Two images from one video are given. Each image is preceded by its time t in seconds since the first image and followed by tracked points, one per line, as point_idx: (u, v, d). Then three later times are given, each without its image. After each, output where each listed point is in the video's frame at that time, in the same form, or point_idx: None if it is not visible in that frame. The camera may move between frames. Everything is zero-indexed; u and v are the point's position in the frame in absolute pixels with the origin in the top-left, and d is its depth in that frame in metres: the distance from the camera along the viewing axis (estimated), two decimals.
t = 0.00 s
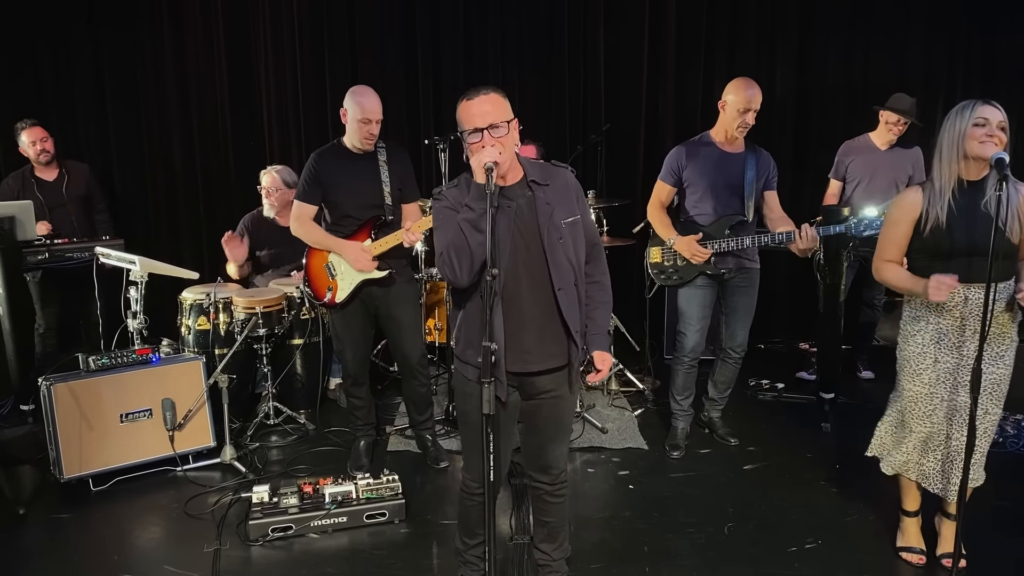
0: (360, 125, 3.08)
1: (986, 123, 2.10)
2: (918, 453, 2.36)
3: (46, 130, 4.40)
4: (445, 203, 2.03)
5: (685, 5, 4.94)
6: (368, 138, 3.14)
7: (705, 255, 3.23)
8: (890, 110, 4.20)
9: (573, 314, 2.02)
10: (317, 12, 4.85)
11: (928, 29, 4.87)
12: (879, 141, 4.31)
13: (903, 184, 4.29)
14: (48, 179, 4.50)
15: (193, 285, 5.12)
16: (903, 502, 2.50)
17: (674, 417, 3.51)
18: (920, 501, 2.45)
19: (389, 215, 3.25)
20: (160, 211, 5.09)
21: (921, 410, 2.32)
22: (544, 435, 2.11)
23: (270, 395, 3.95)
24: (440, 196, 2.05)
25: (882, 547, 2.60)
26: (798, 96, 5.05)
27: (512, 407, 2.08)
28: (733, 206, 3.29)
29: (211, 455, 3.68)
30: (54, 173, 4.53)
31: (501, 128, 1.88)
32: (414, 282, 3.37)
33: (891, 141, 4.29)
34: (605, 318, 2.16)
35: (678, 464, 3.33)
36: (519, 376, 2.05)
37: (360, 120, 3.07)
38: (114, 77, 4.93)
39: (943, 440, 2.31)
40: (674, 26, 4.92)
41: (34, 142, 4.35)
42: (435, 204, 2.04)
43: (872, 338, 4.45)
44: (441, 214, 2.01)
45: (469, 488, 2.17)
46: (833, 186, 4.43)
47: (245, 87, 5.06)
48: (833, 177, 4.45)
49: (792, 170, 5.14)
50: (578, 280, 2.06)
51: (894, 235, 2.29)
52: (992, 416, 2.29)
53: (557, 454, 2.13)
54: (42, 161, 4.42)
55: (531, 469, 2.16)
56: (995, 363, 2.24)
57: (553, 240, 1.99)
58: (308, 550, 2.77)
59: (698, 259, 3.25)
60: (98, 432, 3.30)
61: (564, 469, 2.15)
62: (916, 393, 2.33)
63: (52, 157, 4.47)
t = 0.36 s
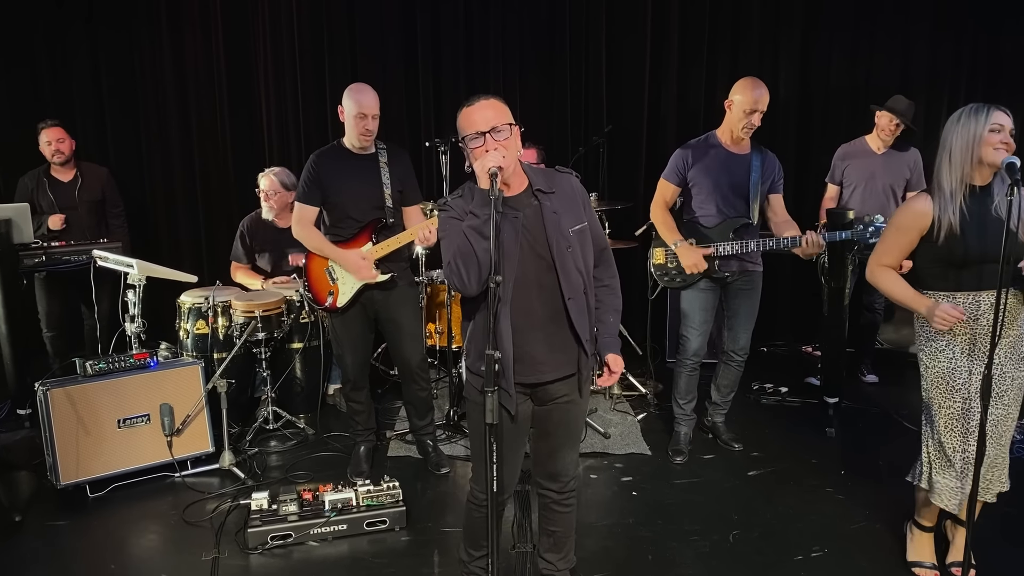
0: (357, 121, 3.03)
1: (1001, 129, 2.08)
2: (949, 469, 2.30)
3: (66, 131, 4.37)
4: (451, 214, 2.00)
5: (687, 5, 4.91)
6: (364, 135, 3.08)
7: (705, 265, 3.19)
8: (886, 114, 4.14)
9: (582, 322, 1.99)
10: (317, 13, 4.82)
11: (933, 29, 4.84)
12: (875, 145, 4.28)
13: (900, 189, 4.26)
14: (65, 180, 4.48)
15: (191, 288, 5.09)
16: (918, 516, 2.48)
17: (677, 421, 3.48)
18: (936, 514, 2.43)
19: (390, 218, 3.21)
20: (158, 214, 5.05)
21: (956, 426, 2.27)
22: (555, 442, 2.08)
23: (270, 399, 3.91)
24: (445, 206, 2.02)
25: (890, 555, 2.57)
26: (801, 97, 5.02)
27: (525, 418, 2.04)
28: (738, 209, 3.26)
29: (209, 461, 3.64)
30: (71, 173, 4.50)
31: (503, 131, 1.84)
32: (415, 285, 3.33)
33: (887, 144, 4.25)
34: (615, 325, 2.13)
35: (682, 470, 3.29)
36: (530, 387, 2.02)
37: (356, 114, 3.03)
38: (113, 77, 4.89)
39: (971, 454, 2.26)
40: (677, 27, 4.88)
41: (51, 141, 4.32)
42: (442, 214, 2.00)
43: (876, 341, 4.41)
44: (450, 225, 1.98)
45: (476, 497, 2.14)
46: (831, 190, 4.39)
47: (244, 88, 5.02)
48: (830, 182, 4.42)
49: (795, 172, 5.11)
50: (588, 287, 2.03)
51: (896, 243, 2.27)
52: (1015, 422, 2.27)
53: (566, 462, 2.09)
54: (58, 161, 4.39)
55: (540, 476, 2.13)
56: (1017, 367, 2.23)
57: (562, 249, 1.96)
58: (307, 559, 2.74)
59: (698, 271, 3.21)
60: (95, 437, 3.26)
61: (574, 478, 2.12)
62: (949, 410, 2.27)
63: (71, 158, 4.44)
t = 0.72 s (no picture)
0: (354, 117, 3.01)
1: (1017, 135, 2.12)
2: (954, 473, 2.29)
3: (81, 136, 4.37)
4: (454, 212, 1.97)
5: (690, 5, 4.89)
6: (364, 133, 3.05)
7: (710, 257, 3.17)
8: (872, 112, 4.14)
9: (580, 331, 1.97)
10: (318, 13, 4.79)
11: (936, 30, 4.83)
12: (865, 147, 4.25)
13: (892, 190, 4.20)
14: (68, 182, 4.45)
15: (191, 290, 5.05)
16: (923, 521, 2.45)
17: (681, 425, 3.46)
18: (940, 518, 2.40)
19: (394, 221, 3.20)
20: (157, 215, 5.02)
21: (958, 430, 2.25)
22: (551, 448, 2.05)
23: (270, 402, 3.88)
24: (450, 203, 2.00)
25: (897, 560, 2.55)
26: (804, 98, 5.01)
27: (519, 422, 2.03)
28: (743, 211, 3.25)
29: (210, 465, 3.61)
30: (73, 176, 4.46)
31: (512, 133, 1.82)
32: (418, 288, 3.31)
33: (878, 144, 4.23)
34: (611, 334, 2.12)
35: (686, 473, 3.27)
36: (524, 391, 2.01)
37: (355, 110, 3.01)
38: (112, 78, 4.86)
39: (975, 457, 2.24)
40: (680, 27, 4.87)
41: (63, 141, 4.32)
42: (446, 212, 1.99)
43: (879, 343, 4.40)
44: (452, 223, 1.96)
45: (476, 506, 2.11)
46: (822, 194, 4.38)
47: (244, 88, 4.99)
48: (822, 185, 4.41)
49: (798, 173, 5.09)
50: (587, 295, 2.01)
51: (915, 250, 2.18)
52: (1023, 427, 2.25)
53: (566, 469, 2.07)
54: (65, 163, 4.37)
55: (541, 484, 2.11)
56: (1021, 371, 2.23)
57: (565, 256, 1.93)
58: (311, 565, 2.71)
59: (700, 263, 3.19)
60: (95, 441, 3.22)
61: (574, 485, 2.10)
62: (950, 415, 2.26)
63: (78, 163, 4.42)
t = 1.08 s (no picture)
0: (357, 118, 2.99)
1: None
2: (959, 477, 2.27)
3: (64, 136, 4.36)
4: (437, 221, 1.96)
5: (691, 5, 4.89)
6: (367, 137, 3.04)
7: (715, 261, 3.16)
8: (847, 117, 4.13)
9: (554, 348, 1.94)
10: (318, 12, 4.77)
11: (938, 30, 4.82)
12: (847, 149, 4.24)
13: (881, 188, 4.18)
14: (49, 182, 4.43)
15: (191, 292, 5.03)
16: (929, 524, 2.44)
17: (685, 428, 3.44)
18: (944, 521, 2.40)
19: (396, 223, 3.19)
20: (157, 217, 4.99)
21: (963, 433, 2.25)
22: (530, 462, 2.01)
23: (270, 405, 3.87)
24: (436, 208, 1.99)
25: (904, 564, 2.54)
26: (806, 99, 5.00)
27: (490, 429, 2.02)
28: (746, 213, 3.24)
29: (211, 468, 3.58)
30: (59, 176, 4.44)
31: (518, 137, 1.81)
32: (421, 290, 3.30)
33: (860, 146, 4.21)
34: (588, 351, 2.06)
35: (690, 477, 3.26)
36: (495, 400, 2.01)
37: (357, 112, 2.99)
38: (111, 78, 4.83)
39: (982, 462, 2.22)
40: (681, 28, 4.86)
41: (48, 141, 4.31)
42: (427, 219, 1.97)
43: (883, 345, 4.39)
44: (432, 232, 1.95)
45: (467, 505, 2.07)
46: (810, 200, 4.33)
47: (244, 89, 4.98)
48: (807, 191, 4.36)
49: (800, 174, 5.08)
50: (566, 313, 1.99)
51: (930, 251, 2.17)
52: None
53: (558, 482, 2.00)
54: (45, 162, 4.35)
55: (537, 498, 2.03)
56: None
57: (547, 273, 1.92)
58: (313, 570, 2.69)
59: (706, 266, 3.17)
60: (95, 445, 3.20)
61: (574, 497, 2.02)
62: (955, 417, 2.26)
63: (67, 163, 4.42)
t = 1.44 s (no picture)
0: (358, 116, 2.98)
1: None
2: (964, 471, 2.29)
3: (33, 131, 4.32)
4: (438, 215, 1.95)
5: (692, 5, 4.88)
6: (367, 138, 3.02)
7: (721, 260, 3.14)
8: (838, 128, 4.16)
9: (552, 350, 1.92)
10: (318, 11, 4.75)
11: (939, 31, 4.82)
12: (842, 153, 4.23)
13: (882, 186, 4.16)
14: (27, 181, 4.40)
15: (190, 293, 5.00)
16: (934, 525, 2.44)
17: (688, 429, 3.43)
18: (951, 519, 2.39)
19: (400, 223, 3.15)
20: (156, 217, 4.96)
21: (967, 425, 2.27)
22: (530, 463, 1.98)
23: (271, 407, 3.89)
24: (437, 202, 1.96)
25: (911, 565, 2.53)
26: (807, 100, 5.00)
27: (487, 428, 1.99)
28: (750, 214, 3.22)
29: (211, 471, 3.56)
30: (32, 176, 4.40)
31: (530, 136, 1.80)
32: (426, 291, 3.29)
33: (856, 145, 4.19)
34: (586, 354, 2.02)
35: (695, 478, 3.24)
36: (492, 399, 1.98)
37: (357, 112, 2.98)
38: (109, 78, 4.80)
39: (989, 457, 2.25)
40: (682, 28, 4.85)
41: (15, 138, 4.27)
42: (427, 213, 1.96)
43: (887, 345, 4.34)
44: (433, 227, 1.94)
45: (468, 507, 2.05)
46: (811, 206, 4.35)
47: (243, 89, 4.96)
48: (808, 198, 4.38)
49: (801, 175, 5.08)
50: (566, 315, 1.96)
51: (934, 242, 2.21)
52: None
53: (555, 485, 1.98)
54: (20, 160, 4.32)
55: (534, 499, 2.02)
56: None
57: (547, 274, 1.90)
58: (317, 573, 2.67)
59: (713, 264, 3.15)
60: (95, 447, 3.17)
61: (572, 499, 2.01)
62: (957, 409, 2.28)
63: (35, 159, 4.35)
